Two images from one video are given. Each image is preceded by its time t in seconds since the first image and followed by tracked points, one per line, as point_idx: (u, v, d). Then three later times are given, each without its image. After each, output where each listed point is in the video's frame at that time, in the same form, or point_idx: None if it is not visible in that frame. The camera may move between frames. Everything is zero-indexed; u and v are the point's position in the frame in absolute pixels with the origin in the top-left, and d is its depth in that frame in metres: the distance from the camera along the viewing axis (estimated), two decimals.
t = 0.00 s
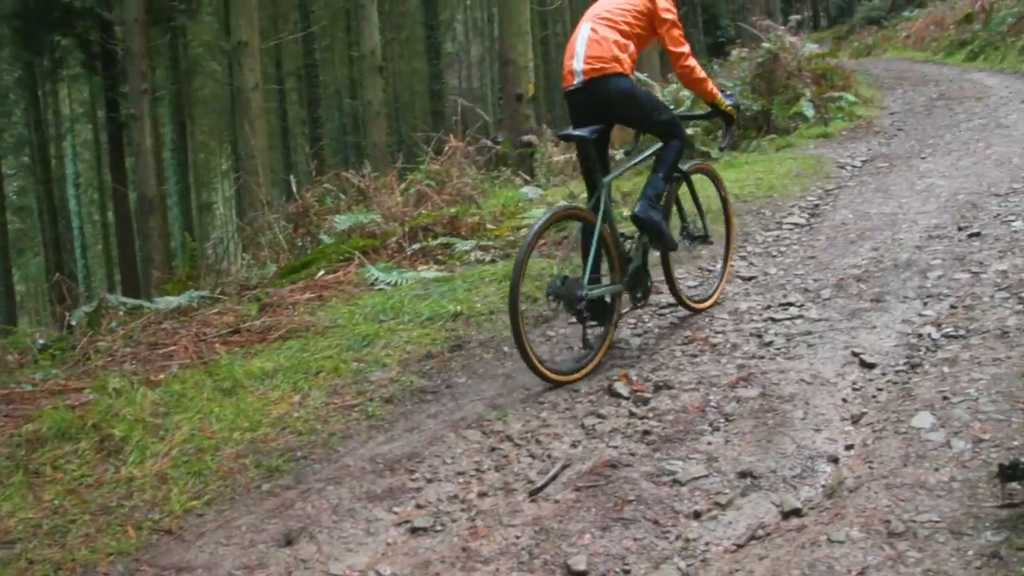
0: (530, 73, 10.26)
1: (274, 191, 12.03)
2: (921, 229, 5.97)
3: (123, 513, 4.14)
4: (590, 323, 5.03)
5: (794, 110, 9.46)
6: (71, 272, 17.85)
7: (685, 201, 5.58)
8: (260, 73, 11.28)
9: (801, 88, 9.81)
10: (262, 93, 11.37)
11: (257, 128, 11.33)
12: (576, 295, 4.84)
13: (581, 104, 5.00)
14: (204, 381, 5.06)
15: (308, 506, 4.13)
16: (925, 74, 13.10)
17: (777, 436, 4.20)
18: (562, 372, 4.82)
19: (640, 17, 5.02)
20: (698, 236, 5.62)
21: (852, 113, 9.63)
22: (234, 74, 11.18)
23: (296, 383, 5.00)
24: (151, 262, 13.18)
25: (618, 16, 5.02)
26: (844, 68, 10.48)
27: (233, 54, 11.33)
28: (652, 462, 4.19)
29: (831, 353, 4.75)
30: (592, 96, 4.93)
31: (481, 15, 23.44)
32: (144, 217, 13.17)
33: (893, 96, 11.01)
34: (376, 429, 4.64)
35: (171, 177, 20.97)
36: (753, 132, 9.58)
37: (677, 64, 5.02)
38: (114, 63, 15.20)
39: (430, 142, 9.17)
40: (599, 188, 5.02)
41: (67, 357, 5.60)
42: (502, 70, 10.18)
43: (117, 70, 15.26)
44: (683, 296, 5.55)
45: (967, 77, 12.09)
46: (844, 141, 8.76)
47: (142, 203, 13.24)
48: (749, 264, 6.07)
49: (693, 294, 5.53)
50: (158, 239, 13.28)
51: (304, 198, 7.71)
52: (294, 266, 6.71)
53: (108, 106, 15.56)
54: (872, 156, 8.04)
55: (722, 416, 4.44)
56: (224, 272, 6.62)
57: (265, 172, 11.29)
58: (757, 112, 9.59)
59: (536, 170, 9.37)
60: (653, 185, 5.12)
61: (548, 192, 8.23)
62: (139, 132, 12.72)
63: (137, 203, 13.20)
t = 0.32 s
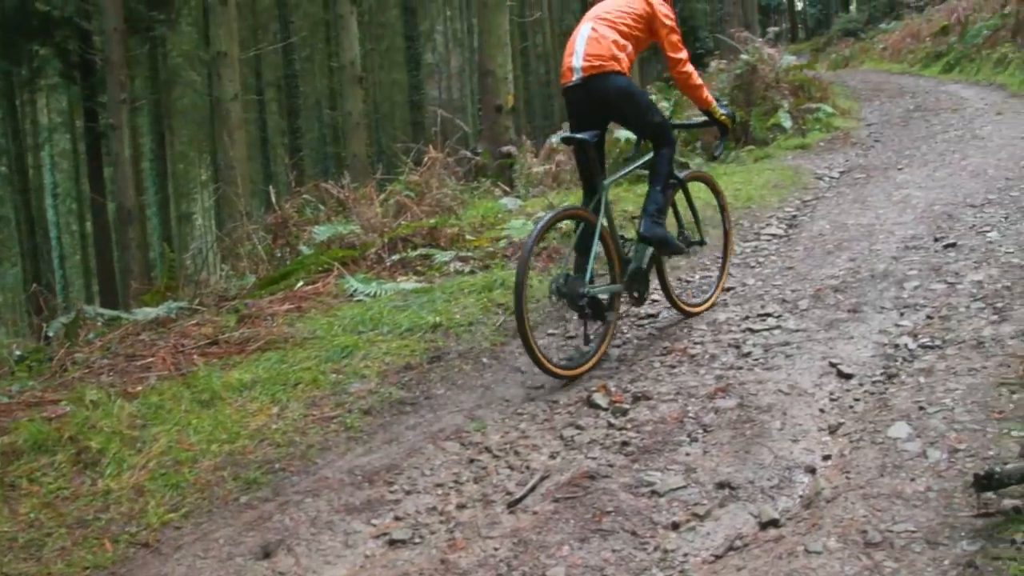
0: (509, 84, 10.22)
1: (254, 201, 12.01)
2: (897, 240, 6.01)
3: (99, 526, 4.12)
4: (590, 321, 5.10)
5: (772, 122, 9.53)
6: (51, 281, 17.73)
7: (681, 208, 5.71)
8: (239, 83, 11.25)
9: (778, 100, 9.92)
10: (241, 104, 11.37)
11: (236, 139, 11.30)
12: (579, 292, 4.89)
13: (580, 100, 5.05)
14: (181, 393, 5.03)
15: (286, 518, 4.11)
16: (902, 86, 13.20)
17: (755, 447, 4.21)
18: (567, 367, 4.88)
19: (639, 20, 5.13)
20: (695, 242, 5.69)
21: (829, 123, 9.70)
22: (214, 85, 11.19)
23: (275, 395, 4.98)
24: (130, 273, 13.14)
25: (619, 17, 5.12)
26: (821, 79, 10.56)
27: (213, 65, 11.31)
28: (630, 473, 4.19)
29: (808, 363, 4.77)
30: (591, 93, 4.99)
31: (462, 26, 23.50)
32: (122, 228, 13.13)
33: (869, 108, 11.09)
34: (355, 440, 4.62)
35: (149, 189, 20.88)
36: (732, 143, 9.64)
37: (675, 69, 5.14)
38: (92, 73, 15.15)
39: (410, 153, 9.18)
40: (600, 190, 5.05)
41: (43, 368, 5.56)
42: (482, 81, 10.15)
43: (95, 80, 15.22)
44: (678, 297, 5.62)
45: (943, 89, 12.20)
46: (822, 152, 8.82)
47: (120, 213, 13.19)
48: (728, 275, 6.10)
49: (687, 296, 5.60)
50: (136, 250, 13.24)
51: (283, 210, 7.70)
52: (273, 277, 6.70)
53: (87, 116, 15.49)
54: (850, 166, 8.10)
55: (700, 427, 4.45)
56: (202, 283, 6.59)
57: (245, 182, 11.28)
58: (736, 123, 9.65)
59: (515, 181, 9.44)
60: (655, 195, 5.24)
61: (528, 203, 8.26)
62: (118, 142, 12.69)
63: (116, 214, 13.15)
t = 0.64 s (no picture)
0: (489, 97, 10.17)
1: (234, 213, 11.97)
2: (874, 253, 6.06)
3: (75, 541, 4.08)
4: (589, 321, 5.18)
5: (751, 134, 9.60)
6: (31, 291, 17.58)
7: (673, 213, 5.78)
8: (219, 95, 11.23)
9: (756, 113, 10.00)
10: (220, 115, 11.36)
11: (215, 151, 11.27)
12: (575, 295, 4.94)
13: (578, 103, 5.07)
14: (159, 407, 5.00)
15: (264, 532, 4.07)
16: (879, 100, 13.32)
17: (732, 459, 4.21)
18: (563, 369, 4.98)
19: (638, 28, 5.21)
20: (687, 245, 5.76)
21: (808, 136, 9.76)
22: (194, 96, 11.17)
23: (253, 408, 4.96)
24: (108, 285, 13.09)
25: (618, 23, 5.18)
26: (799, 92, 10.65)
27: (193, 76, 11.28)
28: (609, 486, 4.18)
29: (786, 375, 4.78)
30: (589, 97, 5.02)
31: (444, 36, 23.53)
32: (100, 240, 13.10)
33: (846, 121, 11.17)
34: (333, 454, 4.60)
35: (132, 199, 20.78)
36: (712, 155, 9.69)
37: (666, 76, 5.20)
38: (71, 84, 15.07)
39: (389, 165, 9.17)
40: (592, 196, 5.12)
41: (19, 381, 5.52)
42: (461, 94, 10.08)
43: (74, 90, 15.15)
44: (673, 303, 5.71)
45: (920, 102, 12.31)
46: (800, 165, 8.87)
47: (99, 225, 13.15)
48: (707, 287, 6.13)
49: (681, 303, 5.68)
50: (114, 262, 13.22)
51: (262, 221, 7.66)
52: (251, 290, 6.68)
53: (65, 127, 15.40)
54: (827, 179, 8.15)
55: (678, 439, 4.45)
56: (181, 295, 6.57)
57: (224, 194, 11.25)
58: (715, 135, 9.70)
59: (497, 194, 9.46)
60: (646, 220, 5.30)
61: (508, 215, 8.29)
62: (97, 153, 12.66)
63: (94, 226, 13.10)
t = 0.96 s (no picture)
0: (468, 109, 10.14)
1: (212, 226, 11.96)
2: (851, 266, 6.11)
3: (50, 557, 4.02)
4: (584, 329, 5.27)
5: (730, 147, 9.66)
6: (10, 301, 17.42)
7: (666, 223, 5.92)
8: (197, 108, 11.27)
9: (735, 127, 10.07)
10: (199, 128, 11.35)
11: (193, 163, 11.26)
12: (568, 304, 5.06)
13: (576, 119, 5.15)
14: (136, 421, 4.97)
15: (240, 548, 4.04)
16: (856, 113, 13.45)
17: (710, 472, 4.21)
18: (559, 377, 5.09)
19: (636, 45, 5.23)
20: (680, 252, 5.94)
21: (785, 150, 9.84)
22: (172, 108, 11.18)
23: (230, 422, 4.93)
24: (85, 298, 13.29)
25: (618, 40, 5.22)
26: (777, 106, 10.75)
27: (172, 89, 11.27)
28: (587, 500, 4.17)
29: (764, 389, 4.79)
30: (587, 114, 5.10)
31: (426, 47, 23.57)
32: (78, 252, 13.26)
33: (824, 135, 11.27)
34: (311, 468, 4.58)
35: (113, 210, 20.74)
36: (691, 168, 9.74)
37: (658, 90, 5.23)
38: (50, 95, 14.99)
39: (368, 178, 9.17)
40: (585, 208, 5.18)
41: None
42: (440, 107, 10.01)
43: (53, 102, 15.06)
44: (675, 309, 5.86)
45: (896, 116, 12.44)
46: (778, 178, 8.93)
47: (77, 238, 13.32)
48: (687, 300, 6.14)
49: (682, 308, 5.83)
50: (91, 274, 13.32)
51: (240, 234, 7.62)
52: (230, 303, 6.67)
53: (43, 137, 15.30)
54: (805, 193, 8.20)
55: (656, 453, 4.45)
56: (158, 308, 6.54)
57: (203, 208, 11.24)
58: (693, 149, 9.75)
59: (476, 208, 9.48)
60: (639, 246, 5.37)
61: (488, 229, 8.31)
62: (75, 166, 12.74)
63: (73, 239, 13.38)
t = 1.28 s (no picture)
0: (450, 123, 9.98)
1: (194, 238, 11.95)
2: (831, 279, 6.16)
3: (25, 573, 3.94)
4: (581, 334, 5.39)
5: (711, 161, 9.72)
6: None
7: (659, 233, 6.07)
8: (179, 120, 11.25)
9: (716, 140, 10.14)
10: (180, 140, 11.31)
11: (175, 176, 11.28)
12: (566, 309, 5.17)
13: (578, 141, 5.27)
14: (115, 435, 4.93)
15: (219, 562, 3.99)
16: (836, 127, 13.60)
17: (690, 486, 4.21)
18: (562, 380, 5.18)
19: (637, 69, 5.34)
20: (674, 261, 6.09)
21: (766, 163, 9.93)
22: (153, 120, 11.14)
23: (210, 436, 4.90)
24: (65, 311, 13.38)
25: (620, 63, 5.33)
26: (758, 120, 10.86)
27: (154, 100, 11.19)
28: (568, 514, 4.15)
29: (744, 403, 4.81)
30: (589, 137, 5.21)
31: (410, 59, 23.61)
32: (58, 264, 13.42)
33: (804, 149, 11.37)
34: (292, 482, 4.54)
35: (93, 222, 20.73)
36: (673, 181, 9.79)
37: (652, 109, 5.37)
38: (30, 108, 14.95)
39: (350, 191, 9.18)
40: (580, 218, 5.31)
41: None
42: (421, 121, 9.85)
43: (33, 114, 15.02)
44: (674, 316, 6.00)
45: (875, 130, 12.59)
46: (758, 192, 8.99)
47: (58, 250, 13.44)
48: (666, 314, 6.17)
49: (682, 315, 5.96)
50: (71, 286, 13.54)
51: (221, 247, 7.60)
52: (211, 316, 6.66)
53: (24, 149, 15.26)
54: (785, 207, 8.26)
55: (637, 466, 4.43)
56: (139, 321, 6.52)
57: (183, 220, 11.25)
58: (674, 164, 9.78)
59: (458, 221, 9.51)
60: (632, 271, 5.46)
61: (470, 242, 8.34)
62: (55, 178, 12.89)
63: (52, 250, 13.58)
